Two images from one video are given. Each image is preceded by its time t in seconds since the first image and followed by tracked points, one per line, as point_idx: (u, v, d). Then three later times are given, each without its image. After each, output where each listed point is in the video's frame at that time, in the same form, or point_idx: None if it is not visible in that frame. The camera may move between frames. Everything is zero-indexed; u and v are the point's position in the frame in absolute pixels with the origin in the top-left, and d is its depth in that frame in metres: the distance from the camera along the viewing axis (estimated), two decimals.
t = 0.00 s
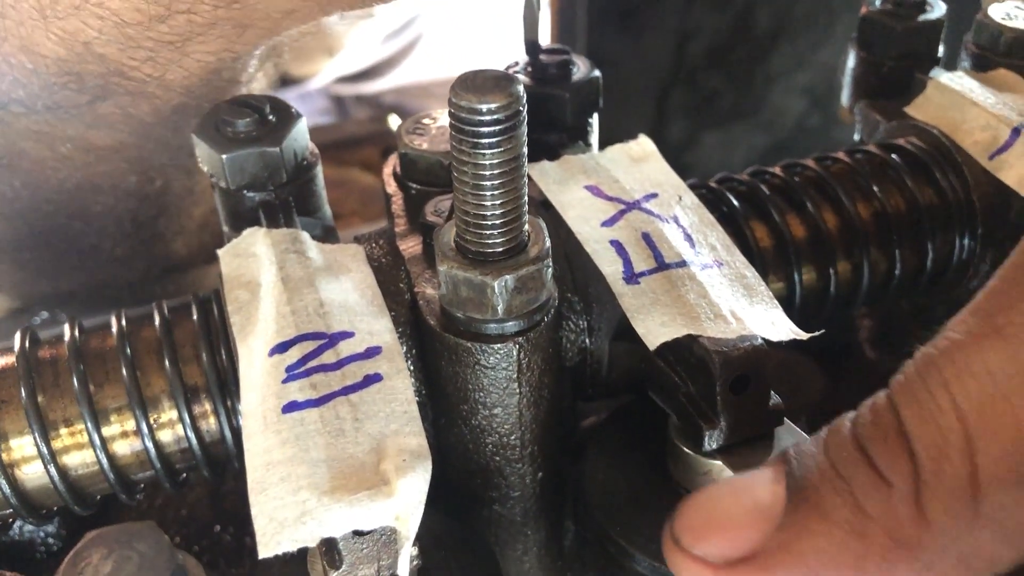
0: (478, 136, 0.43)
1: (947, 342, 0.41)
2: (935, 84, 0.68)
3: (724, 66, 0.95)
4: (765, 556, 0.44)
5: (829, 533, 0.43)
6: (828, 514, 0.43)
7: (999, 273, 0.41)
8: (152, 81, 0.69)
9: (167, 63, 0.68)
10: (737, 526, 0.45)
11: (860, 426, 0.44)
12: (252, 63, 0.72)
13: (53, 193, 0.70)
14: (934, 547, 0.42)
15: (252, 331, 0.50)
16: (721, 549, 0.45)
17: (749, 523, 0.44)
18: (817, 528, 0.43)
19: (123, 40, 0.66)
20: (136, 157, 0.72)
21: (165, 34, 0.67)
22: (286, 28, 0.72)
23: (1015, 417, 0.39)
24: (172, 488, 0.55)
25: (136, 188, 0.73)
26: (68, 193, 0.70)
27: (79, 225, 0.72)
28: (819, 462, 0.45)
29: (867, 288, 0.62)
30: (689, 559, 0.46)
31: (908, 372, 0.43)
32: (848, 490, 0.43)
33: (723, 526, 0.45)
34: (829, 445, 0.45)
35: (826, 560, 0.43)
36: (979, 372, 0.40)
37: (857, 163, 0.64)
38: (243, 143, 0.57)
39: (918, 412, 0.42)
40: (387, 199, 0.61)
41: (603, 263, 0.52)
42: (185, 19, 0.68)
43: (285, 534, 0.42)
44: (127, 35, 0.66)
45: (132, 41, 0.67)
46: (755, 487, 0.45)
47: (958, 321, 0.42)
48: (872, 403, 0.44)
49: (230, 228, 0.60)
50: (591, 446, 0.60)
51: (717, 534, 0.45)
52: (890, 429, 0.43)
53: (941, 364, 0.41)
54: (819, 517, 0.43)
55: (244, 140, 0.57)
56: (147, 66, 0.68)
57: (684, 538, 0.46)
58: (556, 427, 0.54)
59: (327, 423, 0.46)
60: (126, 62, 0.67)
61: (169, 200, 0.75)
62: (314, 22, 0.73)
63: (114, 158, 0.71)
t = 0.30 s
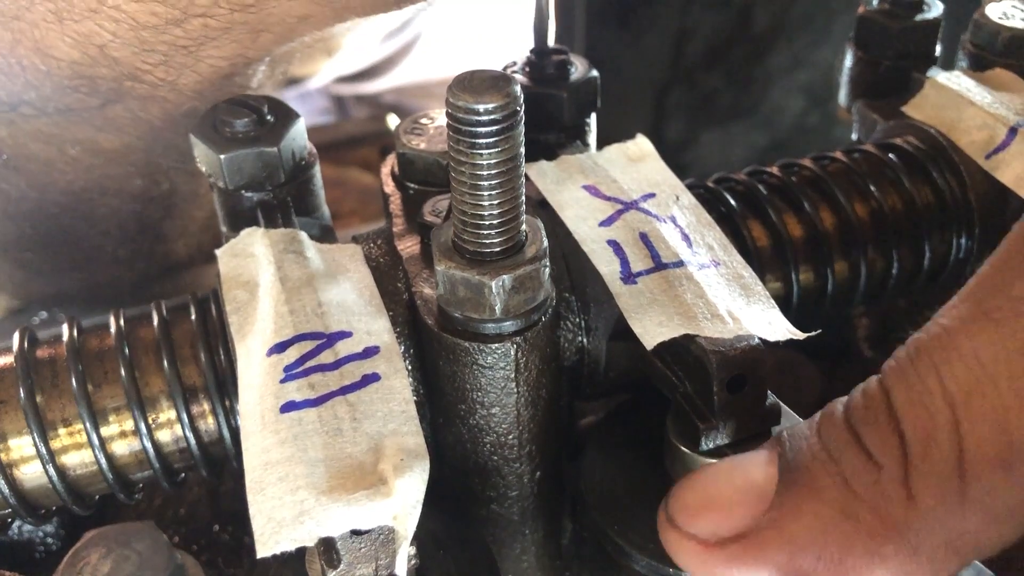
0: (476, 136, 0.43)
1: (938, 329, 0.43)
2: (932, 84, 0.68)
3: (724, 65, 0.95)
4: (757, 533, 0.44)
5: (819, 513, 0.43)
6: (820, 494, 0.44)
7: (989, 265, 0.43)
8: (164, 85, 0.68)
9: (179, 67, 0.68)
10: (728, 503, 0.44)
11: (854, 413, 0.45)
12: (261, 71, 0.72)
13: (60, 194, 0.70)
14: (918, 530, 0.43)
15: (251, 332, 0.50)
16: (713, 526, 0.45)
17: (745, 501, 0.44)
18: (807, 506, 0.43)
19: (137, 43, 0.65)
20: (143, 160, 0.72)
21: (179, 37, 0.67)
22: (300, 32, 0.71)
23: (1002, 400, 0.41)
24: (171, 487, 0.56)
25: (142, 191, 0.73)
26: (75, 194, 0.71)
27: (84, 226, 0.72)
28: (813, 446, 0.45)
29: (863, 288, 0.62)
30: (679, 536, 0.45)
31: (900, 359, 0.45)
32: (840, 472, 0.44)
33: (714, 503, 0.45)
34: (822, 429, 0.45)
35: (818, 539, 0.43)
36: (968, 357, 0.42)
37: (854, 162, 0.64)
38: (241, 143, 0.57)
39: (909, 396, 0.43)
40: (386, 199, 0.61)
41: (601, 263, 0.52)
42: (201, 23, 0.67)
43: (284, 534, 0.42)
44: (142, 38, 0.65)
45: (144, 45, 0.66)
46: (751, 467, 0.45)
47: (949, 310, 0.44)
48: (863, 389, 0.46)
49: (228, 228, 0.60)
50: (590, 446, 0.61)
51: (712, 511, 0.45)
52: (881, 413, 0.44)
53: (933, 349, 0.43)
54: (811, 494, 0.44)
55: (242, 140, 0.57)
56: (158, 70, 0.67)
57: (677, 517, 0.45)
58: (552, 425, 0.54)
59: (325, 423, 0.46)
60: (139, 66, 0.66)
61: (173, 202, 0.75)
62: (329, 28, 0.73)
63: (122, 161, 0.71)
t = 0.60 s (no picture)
0: (476, 134, 0.43)
1: (941, 335, 0.42)
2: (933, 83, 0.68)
3: (724, 64, 0.95)
4: (764, 541, 0.44)
5: (827, 521, 0.43)
6: (827, 503, 0.43)
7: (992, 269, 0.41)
8: (166, 85, 0.69)
9: (183, 67, 0.68)
10: (734, 510, 0.45)
11: (859, 419, 0.44)
12: (260, 72, 0.72)
13: (61, 194, 0.70)
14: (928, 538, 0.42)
15: (252, 331, 0.50)
16: (722, 535, 0.45)
17: (748, 509, 0.45)
18: (814, 516, 0.43)
19: (142, 42, 0.66)
20: (146, 159, 0.72)
21: (183, 37, 0.67)
22: (305, 32, 0.71)
23: (1005, 408, 0.40)
24: (171, 487, 0.56)
25: (143, 189, 0.73)
26: (78, 193, 0.70)
27: (85, 225, 0.72)
28: (819, 454, 0.45)
29: (864, 287, 0.62)
30: (686, 546, 0.46)
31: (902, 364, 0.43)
32: (845, 479, 0.43)
33: (722, 512, 0.45)
34: (826, 435, 0.45)
35: (825, 545, 0.43)
36: (973, 363, 0.40)
37: (855, 160, 0.64)
38: (241, 142, 0.57)
39: (912, 404, 0.42)
40: (386, 198, 0.61)
41: (601, 262, 0.52)
42: (206, 23, 0.67)
43: (284, 533, 0.42)
44: (147, 37, 0.66)
45: (148, 44, 0.66)
46: (754, 475, 0.45)
47: (952, 315, 0.42)
48: (868, 394, 0.45)
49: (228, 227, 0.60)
50: (590, 445, 0.61)
51: (713, 519, 0.45)
52: (886, 420, 0.43)
53: (936, 354, 0.42)
54: (817, 503, 0.43)
55: (242, 139, 0.57)
56: (161, 69, 0.68)
57: (680, 526, 0.46)
58: (553, 425, 0.54)
59: (326, 421, 0.46)
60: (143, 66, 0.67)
61: (173, 202, 0.75)
62: (332, 28, 0.72)
63: (124, 160, 0.71)
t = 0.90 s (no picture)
0: (477, 133, 0.43)
1: (957, 349, 0.41)
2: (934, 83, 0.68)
3: (723, 64, 0.95)
4: (777, 554, 0.44)
5: (841, 536, 0.43)
6: (842, 517, 0.43)
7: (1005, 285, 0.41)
8: (150, 84, 0.69)
9: (166, 67, 0.69)
10: (748, 524, 0.45)
11: (875, 432, 0.44)
12: (247, 70, 0.72)
13: (50, 190, 0.70)
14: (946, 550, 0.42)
15: (252, 330, 0.50)
16: (736, 548, 0.45)
17: (763, 523, 0.45)
18: (830, 530, 0.43)
19: (125, 41, 0.66)
20: (133, 155, 0.71)
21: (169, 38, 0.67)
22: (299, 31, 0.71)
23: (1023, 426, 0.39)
24: (171, 487, 0.55)
25: (132, 186, 0.73)
26: (73, 191, 0.71)
27: (76, 221, 0.72)
28: (834, 467, 0.44)
29: (864, 286, 0.62)
30: (699, 557, 0.46)
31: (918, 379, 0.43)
32: (861, 495, 0.43)
33: (733, 524, 0.45)
34: (842, 448, 0.45)
35: (841, 561, 0.43)
36: (990, 380, 0.40)
37: (856, 160, 0.64)
38: (241, 142, 0.56)
39: (929, 420, 0.42)
40: (387, 197, 0.61)
41: (602, 262, 0.52)
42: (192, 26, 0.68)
43: (284, 533, 0.42)
44: (130, 37, 0.66)
45: (134, 43, 0.67)
46: (769, 488, 0.45)
47: (967, 328, 0.41)
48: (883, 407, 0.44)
49: (228, 226, 0.60)
50: (591, 445, 0.60)
51: (727, 533, 0.45)
52: (902, 434, 0.43)
53: (952, 369, 0.41)
54: (834, 518, 0.43)
55: (243, 138, 0.57)
56: (145, 69, 0.68)
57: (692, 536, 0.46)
58: (553, 425, 0.54)
59: (326, 421, 0.46)
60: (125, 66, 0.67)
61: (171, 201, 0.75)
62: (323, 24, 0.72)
63: (114, 158, 0.71)
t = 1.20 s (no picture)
0: (478, 135, 0.43)
1: (961, 331, 0.42)
2: (935, 84, 0.68)
3: (723, 65, 0.95)
4: (778, 536, 0.44)
5: (843, 514, 0.43)
6: (845, 496, 0.43)
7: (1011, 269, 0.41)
8: (129, 79, 0.68)
9: (143, 62, 0.68)
10: (750, 505, 0.45)
11: (878, 414, 0.44)
12: (229, 61, 0.72)
13: (39, 189, 0.69)
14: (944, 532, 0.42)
15: (253, 332, 0.50)
16: (739, 528, 0.45)
17: (765, 503, 0.45)
18: (833, 511, 0.43)
19: (102, 37, 0.65)
20: (121, 151, 0.71)
21: (146, 33, 0.67)
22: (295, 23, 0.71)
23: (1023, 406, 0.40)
24: (172, 488, 0.55)
25: (120, 183, 0.73)
26: (70, 191, 0.70)
27: (66, 221, 0.72)
28: (836, 448, 0.45)
29: (866, 287, 0.61)
30: (703, 538, 0.46)
31: (923, 361, 0.43)
32: (863, 475, 0.43)
33: (736, 506, 0.45)
34: (845, 430, 0.45)
35: (842, 540, 0.43)
36: (992, 360, 0.40)
37: (857, 161, 0.64)
38: (241, 144, 0.56)
39: (933, 401, 0.42)
40: (387, 199, 0.61)
41: (603, 263, 0.52)
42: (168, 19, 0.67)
43: (286, 535, 0.42)
44: (107, 32, 0.65)
45: (110, 36, 0.65)
46: (773, 470, 0.45)
47: (972, 311, 0.42)
48: (887, 391, 0.45)
49: (230, 228, 0.60)
50: (592, 447, 0.60)
51: (728, 514, 0.45)
52: (905, 416, 0.43)
53: (957, 350, 0.42)
54: (835, 497, 0.43)
55: (243, 141, 0.57)
56: (122, 64, 0.67)
57: (696, 517, 0.46)
58: (554, 426, 0.54)
59: (328, 423, 0.46)
60: (102, 60, 0.66)
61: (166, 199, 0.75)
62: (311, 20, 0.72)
63: (108, 157, 0.70)
